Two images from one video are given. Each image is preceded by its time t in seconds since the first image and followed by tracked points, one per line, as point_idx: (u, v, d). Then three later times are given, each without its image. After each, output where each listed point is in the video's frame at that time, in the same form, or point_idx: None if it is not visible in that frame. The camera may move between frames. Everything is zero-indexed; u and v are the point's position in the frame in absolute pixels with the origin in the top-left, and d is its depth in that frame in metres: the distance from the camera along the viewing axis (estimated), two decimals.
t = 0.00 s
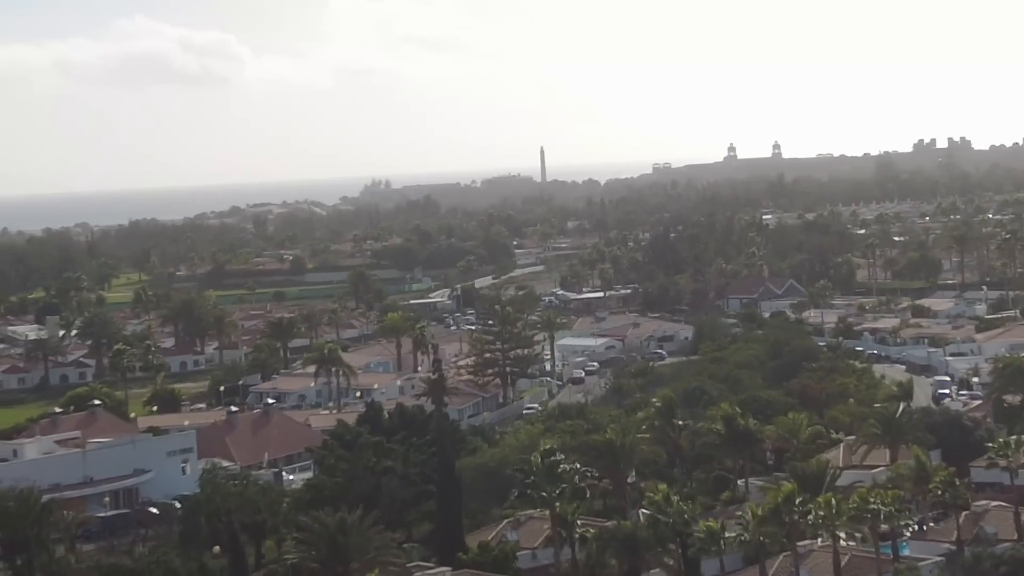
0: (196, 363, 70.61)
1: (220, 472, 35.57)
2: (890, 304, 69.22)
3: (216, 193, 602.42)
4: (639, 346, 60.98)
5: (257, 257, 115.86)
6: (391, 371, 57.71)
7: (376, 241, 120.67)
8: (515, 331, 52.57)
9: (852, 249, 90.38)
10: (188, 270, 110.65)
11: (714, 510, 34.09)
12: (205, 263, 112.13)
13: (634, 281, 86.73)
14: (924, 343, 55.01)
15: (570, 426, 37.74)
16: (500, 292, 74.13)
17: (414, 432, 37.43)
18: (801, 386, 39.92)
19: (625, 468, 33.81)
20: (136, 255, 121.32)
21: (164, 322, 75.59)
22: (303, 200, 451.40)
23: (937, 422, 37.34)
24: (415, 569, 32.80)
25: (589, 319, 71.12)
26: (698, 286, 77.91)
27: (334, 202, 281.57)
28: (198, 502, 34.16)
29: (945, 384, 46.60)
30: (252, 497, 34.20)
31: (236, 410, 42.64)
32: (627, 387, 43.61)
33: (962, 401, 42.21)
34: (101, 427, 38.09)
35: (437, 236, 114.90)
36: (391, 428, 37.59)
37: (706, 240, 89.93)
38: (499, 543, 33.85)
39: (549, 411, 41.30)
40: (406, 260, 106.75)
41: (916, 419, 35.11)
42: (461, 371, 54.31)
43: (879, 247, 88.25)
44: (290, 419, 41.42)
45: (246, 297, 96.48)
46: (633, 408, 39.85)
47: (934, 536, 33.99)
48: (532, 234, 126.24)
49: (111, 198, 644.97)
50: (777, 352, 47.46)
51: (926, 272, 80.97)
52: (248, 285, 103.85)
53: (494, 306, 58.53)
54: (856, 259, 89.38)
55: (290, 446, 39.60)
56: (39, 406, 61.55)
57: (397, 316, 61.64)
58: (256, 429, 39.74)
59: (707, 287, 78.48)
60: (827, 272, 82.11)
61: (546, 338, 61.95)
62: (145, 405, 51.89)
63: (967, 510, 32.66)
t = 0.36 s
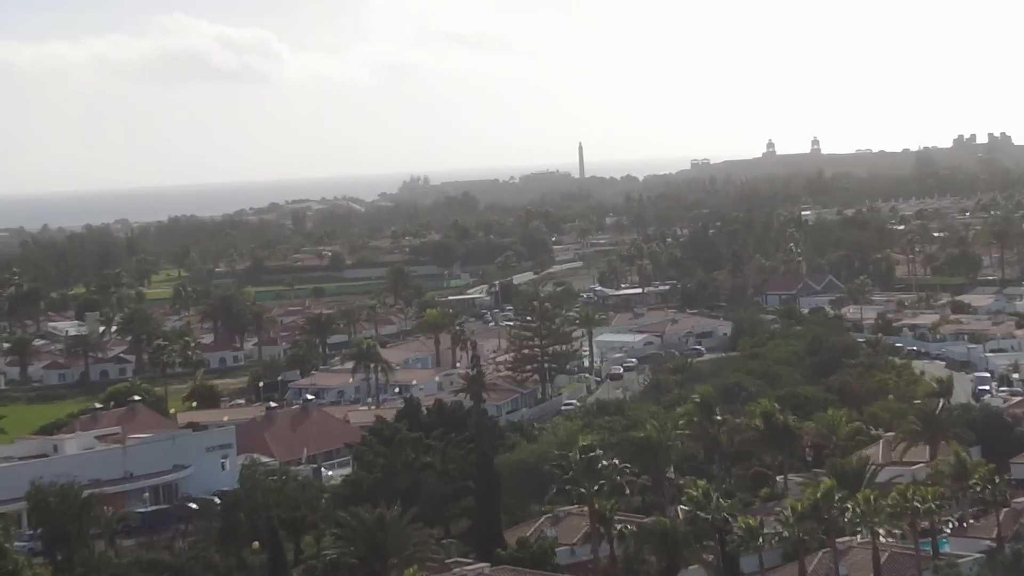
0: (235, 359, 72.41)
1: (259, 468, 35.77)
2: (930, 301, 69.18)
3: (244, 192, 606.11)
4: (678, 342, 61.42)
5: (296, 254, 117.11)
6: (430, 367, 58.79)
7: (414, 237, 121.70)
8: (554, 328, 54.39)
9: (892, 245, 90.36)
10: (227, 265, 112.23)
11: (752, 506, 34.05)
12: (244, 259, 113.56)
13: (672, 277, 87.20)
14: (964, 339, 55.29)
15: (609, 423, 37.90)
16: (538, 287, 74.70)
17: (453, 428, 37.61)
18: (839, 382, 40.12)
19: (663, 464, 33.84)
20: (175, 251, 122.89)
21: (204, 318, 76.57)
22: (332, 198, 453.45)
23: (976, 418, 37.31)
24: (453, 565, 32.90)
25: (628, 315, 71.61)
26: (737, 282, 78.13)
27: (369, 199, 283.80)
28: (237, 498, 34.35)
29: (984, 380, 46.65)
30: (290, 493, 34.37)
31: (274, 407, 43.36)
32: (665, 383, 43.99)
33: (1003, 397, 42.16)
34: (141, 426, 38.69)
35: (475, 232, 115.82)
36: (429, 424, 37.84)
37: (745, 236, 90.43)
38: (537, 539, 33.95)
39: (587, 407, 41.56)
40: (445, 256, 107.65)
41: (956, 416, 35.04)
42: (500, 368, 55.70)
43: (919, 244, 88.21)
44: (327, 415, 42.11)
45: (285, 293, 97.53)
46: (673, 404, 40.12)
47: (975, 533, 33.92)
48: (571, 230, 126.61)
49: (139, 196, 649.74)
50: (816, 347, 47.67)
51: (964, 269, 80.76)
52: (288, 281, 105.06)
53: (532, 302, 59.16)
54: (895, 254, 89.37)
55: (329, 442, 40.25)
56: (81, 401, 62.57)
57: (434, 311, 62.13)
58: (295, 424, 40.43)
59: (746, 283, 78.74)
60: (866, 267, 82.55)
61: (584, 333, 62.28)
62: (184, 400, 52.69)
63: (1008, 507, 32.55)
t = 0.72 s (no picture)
0: (276, 355, 73.15)
1: (301, 464, 35.91)
2: (973, 297, 69.11)
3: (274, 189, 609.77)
4: (719, 338, 61.96)
5: (337, 250, 118.03)
6: (471, 363, 59.59)
7: (456, 233, 122.83)
8: (595, 323, 54.25)
9: (934, 241, 90.27)
10: (270, 261, 113.81)
11: (794, 502, 33.87)
12: (287, 255, 114.96)
13: (713, 274, 88.00)
14: (1008, 335, 55.44)
15: (650, 420, 38.07)
16: (579, 283, 75.36)
17: (495, 425, 37.97)
18: (881, 379, 40.31)
19: (704, 460, 33.75)
20: (217, 248, 124.11)
21: (245, 314, 77.45)
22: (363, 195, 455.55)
23: (1020, 415, 37.18)
24: (495, 561, 32.95)
25: (669, 311, 71.89)
26: (778, 279, 78.42)
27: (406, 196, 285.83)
28: (277, 494, 34.43)
29: None
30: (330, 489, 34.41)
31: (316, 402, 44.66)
32: (707, 380, 44.29)
33: None
34: (182, 423, 39.14)
35: (516, 228, 116.56)
36: (471, 421, 38.30)
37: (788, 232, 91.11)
38: (578, 534, 34.01)
39: (629, 404, 41.92)
40: (486, 252, 108.50)
41: (1000, 412, 34.90)
42: (541, 364, 56.29)
43: (962, 240, 88.09)
44: (368, 411, 43.37)
45: (326, 289, 98.52)
46: (715, 401, 40.36)
47: (1018, 530, 33.80)
48: (612, 226, 127.01)
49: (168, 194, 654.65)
50: (858, 344, 47.79)
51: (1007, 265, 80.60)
52: (330, 278, 106.13)
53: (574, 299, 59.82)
54: (936, 251, 89.28)
55: (371, 438, 41.71)
56: (124, 397, 63.35)
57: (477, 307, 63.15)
58: (336, 421, 41.69)
59: (787, 279, 79.03)
60: (908, 263, 82.73)
61: (626, 329, 62.86)
62: (227, 397, 53.77)
63: None
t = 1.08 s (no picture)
0: (317, 352, 73.62)
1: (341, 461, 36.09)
2: (1015, 294, 68.71)
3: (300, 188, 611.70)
4: (761, 336, 61.89)
5: (377, 248, 118.73)
6: (511, 360, 59.72)
7: (495, 231, 123.18)
8: (634, 321, 54.29)
9: (976, 238, 89.71)
10: (310, 259, 114.89)
11: (834, 500, 33.79)
12: (327, 253, 115.77)
13: (753, 272, 88.31)
14: None
15: (691, 418, 38.19)
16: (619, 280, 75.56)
17: (535, 422, 38.38)
18: (923, 376, 40.47)
19: (745, 457, 33.72)
20: (257, 245, 125.09)
21: (286, 311, 77.98)
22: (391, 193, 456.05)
23: None
24: (535, 558, 33.00)
25: (708, 309, 72.04)
26: (819, 276, 78.35)
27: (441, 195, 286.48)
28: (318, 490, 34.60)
29: None
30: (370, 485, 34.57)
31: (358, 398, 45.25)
32: (747, 376, 44.50)
33: None
34: (222, 421, 39.58)
35: (556, 225, 116.79)
36: (512, 417, 38.60)
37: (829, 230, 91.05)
38: (619, 532, 34.05)
39: (671, 402, 42.09)
40: (526, 249, 108.85)
41: None
42: (582, 361, 56.41)
43: (1004, 237, 87.50)
44: (409, 408, 43.80)
45: (366, 287, 99.06)
46: (757, 399, 40.54)
47: None
48: (651, 223, 127.06)
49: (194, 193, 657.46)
50: (899, 341, 47.82)
51: None
52: (369, 275, 106.63)
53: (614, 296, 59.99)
54: (979, 247, 88.75)
55: (410, 434, 42.11)
56: (166, 393, 64.05)
57: (516, 304, 63.41)
58: (378, 417, 42.24)
59: (827, 277, 78.92)
60: (949, 260, 82.27)
61: (666, 327, 62.89)
62: (269, 393, 54.50)
63: None
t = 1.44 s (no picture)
0: (331, 351, 73.77)
1: (355, 459, 36.16)
2: None
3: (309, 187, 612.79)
4: (774, 334, 62.37)
5: (392, 246, 118.91)
6: (525, 359, 59.86)
7: (510, 229, 123.43)
8: (649, 319, 54.25)
9: (990, 237, 89.69)
10: (324, 257, 115.19)
11: (849, 499, 33.76)
12: (341, 252, 116.12)
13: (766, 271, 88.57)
14: None
15: (705, 417, 38.29)
16: (633, 279, 75.66)
17: (549, 421, 38.51)
18: (937, 375, 40.57)
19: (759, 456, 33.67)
20: (271, 243, 125.36)
21: (301, 310, 78.21)
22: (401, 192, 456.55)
23: None
24: (549, 556, 33.03)
25: (722, 307, 72.01)
26: (833, 275, 78.45)
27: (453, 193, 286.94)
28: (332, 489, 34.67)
29: None
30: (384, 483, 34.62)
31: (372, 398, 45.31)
32: (761, 375, 44.57)
33: None
34: (236, 420, 39.71)
35: (570, 224, 116.99)
36: (527, 417, 38.70)
37: (842, 228, 91.09)
38: (633, 530, 34.05)
39: (685, 400, 42.24)
40: (539, 248, 109.12)
41: None
42: (596, 360, 56.59)
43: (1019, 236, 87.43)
44: (423, 407, 43.81)
45: (380, 285, 99.32)
46: (771, 398, 40.61)
47: None
48: (666, 221, 127.24)
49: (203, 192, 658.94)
50: (914, 341, 47.87)
51: None
52: (383, 273, 106.88)
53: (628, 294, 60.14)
54: (994, 247, 88.72)
55: (425, 432, 42.13)
56: (181, 391, 64.29)
57: (530, 303, 62.96)
58: (392, 416, 42.31)
59: (841, 275, 78.98)
60: (964, 259, 82.25)
61: (680, 325, 63.32)
62: (284, 392, 54.80)
63: None
